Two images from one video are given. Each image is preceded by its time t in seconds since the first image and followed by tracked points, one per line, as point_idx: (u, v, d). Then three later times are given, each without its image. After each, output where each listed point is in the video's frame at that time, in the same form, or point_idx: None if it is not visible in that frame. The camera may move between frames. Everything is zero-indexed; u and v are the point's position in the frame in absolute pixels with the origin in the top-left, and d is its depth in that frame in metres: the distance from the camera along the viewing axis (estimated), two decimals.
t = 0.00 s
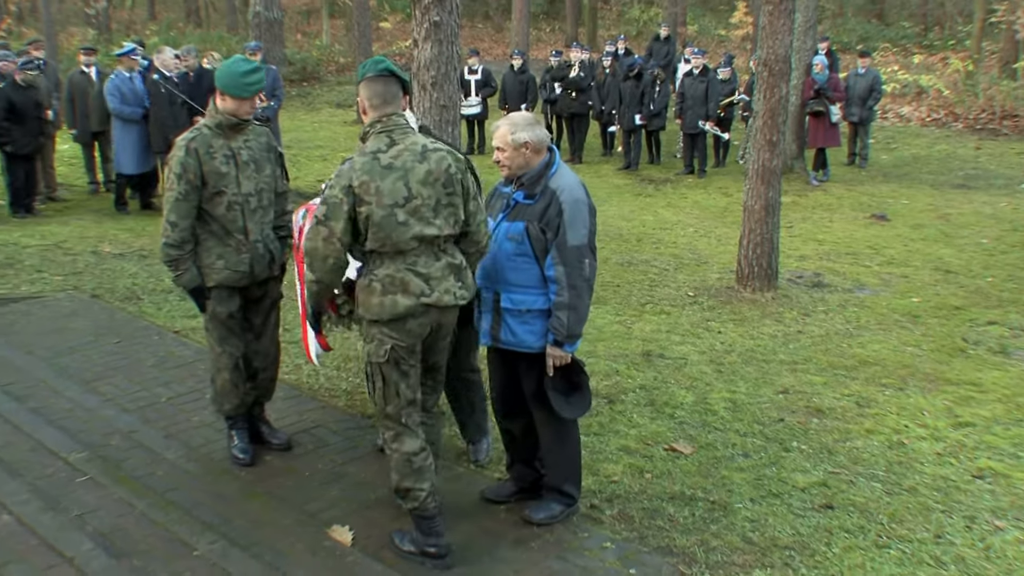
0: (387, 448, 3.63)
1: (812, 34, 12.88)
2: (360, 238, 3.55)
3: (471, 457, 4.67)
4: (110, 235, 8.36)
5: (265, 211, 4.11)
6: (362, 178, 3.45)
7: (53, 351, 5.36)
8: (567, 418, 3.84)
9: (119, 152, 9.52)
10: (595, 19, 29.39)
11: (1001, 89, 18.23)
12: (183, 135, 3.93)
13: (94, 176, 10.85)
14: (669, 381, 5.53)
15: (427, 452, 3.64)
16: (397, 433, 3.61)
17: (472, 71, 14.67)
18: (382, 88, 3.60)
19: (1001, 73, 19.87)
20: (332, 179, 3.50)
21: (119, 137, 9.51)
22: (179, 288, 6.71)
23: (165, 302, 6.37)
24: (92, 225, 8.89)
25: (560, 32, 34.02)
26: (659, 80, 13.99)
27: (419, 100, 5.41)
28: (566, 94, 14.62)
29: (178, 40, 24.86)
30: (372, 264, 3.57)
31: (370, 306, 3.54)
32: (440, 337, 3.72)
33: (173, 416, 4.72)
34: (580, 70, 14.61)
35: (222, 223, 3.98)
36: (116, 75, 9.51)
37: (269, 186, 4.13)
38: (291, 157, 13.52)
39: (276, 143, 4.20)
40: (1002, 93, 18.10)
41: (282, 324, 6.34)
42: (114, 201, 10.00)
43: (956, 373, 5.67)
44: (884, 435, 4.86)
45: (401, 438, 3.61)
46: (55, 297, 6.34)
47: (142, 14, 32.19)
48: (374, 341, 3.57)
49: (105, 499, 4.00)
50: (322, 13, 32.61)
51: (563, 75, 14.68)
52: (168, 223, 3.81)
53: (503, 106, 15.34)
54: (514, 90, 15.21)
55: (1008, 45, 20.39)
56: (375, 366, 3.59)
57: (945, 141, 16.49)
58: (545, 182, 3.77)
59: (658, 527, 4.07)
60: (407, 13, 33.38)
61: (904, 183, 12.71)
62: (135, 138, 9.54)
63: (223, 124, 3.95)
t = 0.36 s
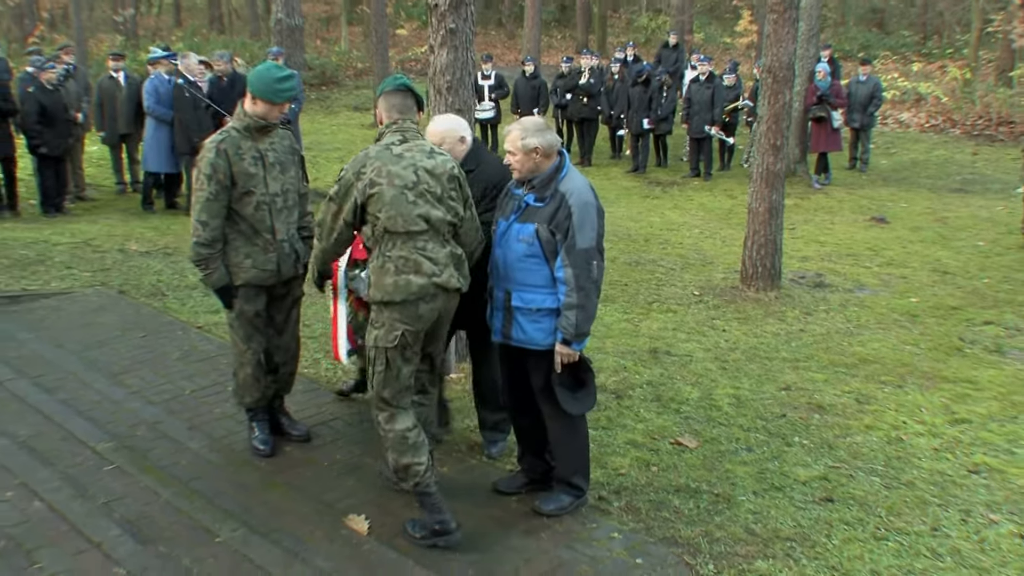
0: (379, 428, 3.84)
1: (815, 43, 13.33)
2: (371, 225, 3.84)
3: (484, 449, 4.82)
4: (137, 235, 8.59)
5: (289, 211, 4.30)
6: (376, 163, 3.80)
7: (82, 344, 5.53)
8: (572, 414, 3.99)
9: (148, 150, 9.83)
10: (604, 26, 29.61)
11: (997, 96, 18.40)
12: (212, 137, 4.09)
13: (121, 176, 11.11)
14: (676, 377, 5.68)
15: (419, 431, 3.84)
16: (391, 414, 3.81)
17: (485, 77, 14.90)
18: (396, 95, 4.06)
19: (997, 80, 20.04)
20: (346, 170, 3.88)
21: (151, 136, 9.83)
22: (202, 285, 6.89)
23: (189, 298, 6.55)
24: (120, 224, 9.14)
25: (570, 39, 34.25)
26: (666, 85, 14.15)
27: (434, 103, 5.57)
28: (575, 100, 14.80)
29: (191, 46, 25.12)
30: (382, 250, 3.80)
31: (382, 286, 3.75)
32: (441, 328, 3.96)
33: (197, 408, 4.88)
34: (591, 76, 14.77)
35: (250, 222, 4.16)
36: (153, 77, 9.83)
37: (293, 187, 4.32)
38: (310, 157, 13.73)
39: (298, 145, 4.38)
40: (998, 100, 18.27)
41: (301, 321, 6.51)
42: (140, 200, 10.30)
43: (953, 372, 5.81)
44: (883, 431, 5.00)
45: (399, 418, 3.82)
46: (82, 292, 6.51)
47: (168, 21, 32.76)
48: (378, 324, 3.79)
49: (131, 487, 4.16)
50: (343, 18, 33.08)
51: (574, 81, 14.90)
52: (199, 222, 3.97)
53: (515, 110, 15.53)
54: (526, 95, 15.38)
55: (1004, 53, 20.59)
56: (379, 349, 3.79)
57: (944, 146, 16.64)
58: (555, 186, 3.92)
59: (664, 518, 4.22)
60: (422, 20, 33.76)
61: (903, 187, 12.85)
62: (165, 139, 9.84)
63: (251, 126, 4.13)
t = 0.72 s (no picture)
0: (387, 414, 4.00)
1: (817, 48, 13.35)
2: (377, 219, 4.00)
3: (494, 440, 4.98)
4: (160, 231, 8.79)
5: (312, 210, 4.57)
6: (381, 161, 4.00)
7: (107, 336, 5.71)
8: (579, 408, 4.09)
9: (172, 148, 10.12)
10: (611, 30, 29.83)
11: (992, 102, 18.58)
12: (242, 137, 4.36)
13: (148, 176, 11.39)
14: (680, 371, 5.84)
15: (428, 419, 4.03)
16: (400, 400, 3.97)
17: (496, 81, 15.10)
18: (412, 107, 4.22)
19: (992, 86, 20.20)
20: (357, 172, 4.09)
21: (175, 135, 10.13)
22: (223, 280, 7.07)
23: (211, 293, 6.73)
24: (142, 221, 9.36)
25: (578, 45, 34.50)
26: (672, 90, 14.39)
27: (448, 106, 5.73)
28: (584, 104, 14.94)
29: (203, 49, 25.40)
30: (385, 240, 3.95)
31: (385, 271, 3.89)
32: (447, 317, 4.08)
33: (216, 399, 5.05)
34: (598, 82, 15.10)
35: (274, 220, 4.42)
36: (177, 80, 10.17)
37: (316, 187, 4.60)
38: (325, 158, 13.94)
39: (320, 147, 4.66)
40: (992, 105, 18.45)
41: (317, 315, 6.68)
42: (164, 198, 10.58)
43: (948, 368, 5.96)
44: (880, 425, 5.15)
45: (406, 406, 3.98)
46: (108, 286, 6.71)
47: (191, 26, 33.31)
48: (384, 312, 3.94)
49: (154, 475, 4.32)
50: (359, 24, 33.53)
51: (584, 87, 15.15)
52: (226, 219, 4.23)
53: (524, 113, 15.69)
54: (536, 99, 15.54)
55: (998, 60, 20.75)
56: (386, 337, 3.93)
57: (940, 150, 16.78)
58: (568, 188, 4.05)
59: (668, 508, 4.37)
60: (436, 25, 34.15)
61: (901, 189, 12.99)
62: (187, 137, 10.11)
63: (278, 127, 4.40)
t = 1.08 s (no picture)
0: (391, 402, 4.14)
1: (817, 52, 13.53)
2: (386, 215, 4.15)
3: (504, 431, 5.12)
4: (182, 227, 9.01)
5: (329, 207, 4.76)
6: (393, 160, 4.15)
7: (131, 327, 5.88)
8: (589, 405, 4.25)
9: (194, 148, 10.25)
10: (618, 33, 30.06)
11: (989, 106, 18.74)
12: (264, 135, 4.52)
13: (170, 173, 11.63)
14: (684, 365, 5.99)
15: (434, 409, 4.15)
16: (403, 389, 4.10)
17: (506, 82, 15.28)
18: (426, 113, 4.36)
19: (988, 90, 20.35)
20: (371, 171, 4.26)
21: (195, 135, 10.24)
22: (242, 275, 7.24)
23: (230, 287, 6.90)
24: (165, 217, 9.57)
25: (585, 48, 34.75)
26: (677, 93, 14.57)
27: (460, 107, 5.88)
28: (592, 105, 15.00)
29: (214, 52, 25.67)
30: (391, 235, 4.10)
31: (389, 264, 4.04)
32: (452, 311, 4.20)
33: (235, 389, 5.22)
34: (606, 84, 15.04)
35: (294, 216, 4.59)
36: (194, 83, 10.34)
37: (332, 186, 4.79)
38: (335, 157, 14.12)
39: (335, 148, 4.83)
40: (989, 110, 18.62)
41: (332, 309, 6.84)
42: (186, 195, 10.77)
43: (944, 364, 6.10)
44: (878, 419, 5.30)
45: (410, 394, 4.10)
46: (131, 279, 6.89)
47: (211, 30, 33.82)
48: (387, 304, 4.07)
49: (176, 461, 4.48)
50: (373, 27, 34.01)
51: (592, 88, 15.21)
52: (250, 214, 4.39)
53: (534, 114, 15.86)
54: (544, 100, 15.67)
55: (993, 66, 20.64)
56: (390, 328, 4.06)
57: (938, 152, 16.92)
58: (585, 193, 4.19)
59: (672, 498, 4.51)
60: (448, 29, 34.55)
61: (899, 190, 13.12)
62: (209, 136, 10.25)
63: (299, 127, 4.57)
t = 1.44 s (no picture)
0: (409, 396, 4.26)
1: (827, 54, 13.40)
2: (404, 213, 4.26)
3: (518, 427, 5.22)
4: (205, 225, 9.16)
5: (348, 205, 4.85)
6: (411, 161, 4.25)
7: (153, 322, 6.01)
8: (605, 407, 4.34)
9: (210, 150, 10.52)
10: (631, 35, 30.16)
11: (997, 108, 18.77)
12: (284, 135, 4.64)
13: (191, 172, 11.81)
14: (695, 363, 6.07)
15: (450, 403, 4.28)
16: (421, 383, 4.23)
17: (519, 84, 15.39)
18: (440, 113, 4.47)
19: (997, 93, 20.35)
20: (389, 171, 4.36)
21: (212, 137, 10.50)
22: (262, 272, 7.36)
23: (250, 284, 7.03)
24: (188, 215, 9.74)
25: (599, 51, 34.88)
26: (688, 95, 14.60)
27: (477, 108, 5.98)
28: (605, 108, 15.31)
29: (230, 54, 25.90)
30: (410, 233, 4.21)
31: (407, 262, 4.15)
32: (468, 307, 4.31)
33: (255, 383, 5.33)
34: (619, 87, 15.26)
35: (314, 214, 4.70)
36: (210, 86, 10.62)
37: (352, 184, 4.87)
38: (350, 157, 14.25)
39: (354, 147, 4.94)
40: (998, 112, 18.64)
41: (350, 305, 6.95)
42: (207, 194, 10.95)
43: (951, 363, 6.17)
44: (886, 417, 5.37)
45: (428, 389, 4.23)
46: (153, 275, 7.03)
47: (233, 33, 34.21)
48: (406, 300, 4.19)
49: (198, 454, 4.59)
50: (391, 30, 34.29)
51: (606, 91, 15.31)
52: (269, 212, 4.51)
53: (548, 115, 15.95)
54: (558, 101, 15.78)
55: (1002, 69, 20.73)
56: (409, 323, 4.18)
57: (947, 154, 16.94)
58: (609, 198, 4.28)
59: (682, 493, 4.60)
60: (466, 31, 34.79)
61: (908, 192, 13.16)
62: (226, 138, 10.50)
63: (318, 126, 4.67)
